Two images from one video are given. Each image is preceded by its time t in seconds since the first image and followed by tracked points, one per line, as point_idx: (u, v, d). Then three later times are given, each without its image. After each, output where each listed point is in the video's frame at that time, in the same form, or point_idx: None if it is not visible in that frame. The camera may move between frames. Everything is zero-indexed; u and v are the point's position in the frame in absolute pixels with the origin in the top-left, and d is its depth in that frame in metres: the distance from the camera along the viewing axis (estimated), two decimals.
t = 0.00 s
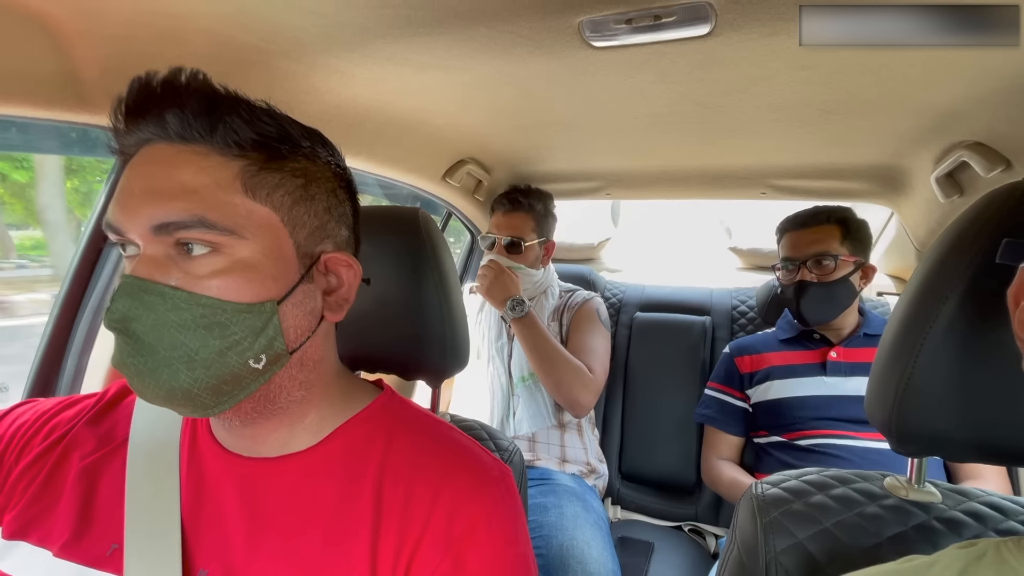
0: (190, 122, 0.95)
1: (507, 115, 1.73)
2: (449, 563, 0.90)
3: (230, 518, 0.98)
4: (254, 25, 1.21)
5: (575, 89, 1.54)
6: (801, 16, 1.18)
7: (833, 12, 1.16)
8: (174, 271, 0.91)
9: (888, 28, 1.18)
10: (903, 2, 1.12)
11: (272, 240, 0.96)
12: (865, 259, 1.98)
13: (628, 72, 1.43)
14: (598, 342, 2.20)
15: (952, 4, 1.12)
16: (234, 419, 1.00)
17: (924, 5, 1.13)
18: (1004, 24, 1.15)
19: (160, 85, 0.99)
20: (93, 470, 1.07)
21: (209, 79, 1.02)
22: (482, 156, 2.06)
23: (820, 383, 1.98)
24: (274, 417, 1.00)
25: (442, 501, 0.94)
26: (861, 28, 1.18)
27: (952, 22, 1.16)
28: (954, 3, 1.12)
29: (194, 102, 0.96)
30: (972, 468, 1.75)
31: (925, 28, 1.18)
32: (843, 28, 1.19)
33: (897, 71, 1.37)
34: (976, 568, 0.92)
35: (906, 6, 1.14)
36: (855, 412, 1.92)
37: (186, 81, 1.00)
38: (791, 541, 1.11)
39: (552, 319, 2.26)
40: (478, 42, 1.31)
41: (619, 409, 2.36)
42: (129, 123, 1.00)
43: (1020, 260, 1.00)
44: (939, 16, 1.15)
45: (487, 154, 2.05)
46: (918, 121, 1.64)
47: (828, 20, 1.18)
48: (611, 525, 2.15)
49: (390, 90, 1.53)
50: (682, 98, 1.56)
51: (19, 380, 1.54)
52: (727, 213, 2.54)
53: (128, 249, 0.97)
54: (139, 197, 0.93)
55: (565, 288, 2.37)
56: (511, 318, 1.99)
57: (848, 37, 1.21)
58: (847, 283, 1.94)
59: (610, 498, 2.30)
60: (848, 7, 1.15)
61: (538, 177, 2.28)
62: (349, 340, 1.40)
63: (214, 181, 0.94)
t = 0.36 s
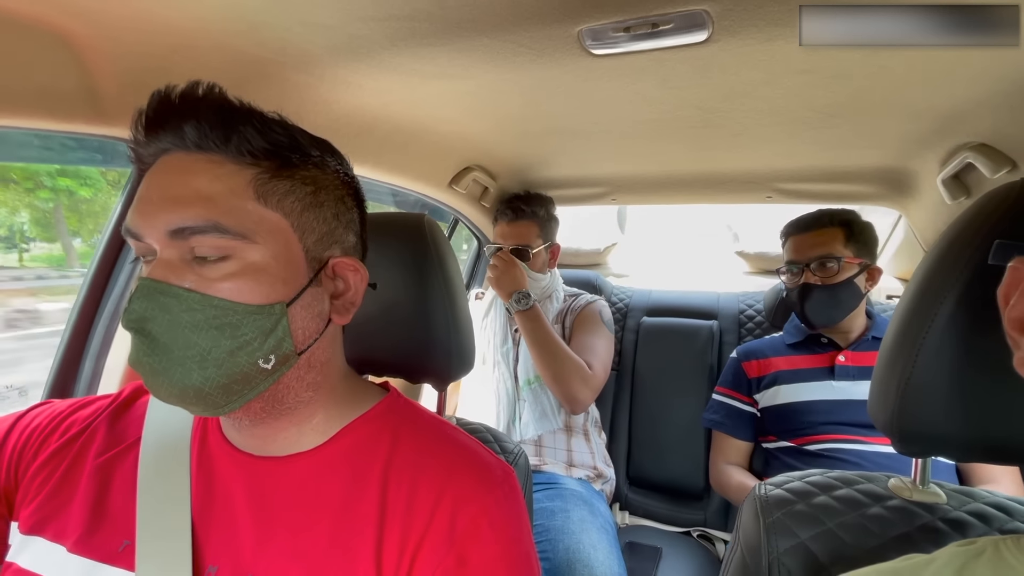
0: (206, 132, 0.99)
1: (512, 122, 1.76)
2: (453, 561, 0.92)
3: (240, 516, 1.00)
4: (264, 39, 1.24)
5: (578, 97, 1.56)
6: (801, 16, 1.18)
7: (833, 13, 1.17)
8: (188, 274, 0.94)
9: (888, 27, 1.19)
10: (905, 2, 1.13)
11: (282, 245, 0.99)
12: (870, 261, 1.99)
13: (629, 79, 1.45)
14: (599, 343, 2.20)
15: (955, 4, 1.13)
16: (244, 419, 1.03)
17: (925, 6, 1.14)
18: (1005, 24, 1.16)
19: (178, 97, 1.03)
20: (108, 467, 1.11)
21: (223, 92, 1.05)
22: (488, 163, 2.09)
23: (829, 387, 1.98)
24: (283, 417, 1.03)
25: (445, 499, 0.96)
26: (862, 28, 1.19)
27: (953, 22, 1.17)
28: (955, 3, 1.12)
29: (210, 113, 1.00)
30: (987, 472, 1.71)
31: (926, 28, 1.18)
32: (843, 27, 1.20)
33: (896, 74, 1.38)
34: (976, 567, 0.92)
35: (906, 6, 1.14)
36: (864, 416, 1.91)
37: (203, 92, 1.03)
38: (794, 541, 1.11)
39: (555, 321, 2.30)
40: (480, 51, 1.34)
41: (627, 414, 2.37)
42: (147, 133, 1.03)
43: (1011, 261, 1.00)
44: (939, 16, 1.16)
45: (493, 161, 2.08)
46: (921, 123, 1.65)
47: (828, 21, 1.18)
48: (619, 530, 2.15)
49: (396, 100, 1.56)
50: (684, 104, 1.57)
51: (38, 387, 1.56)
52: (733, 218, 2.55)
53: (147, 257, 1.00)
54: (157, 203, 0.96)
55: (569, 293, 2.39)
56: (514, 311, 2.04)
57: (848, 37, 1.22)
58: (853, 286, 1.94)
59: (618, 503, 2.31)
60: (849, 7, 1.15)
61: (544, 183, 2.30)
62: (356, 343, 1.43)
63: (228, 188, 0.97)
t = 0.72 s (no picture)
0: (212, 147, 1.04)
1: (513, 131, 1.80)
2: (452, 558, 0.95)
3: (247, 515, 1.04)
4: (269, 56, 1.29)
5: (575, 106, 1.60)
6: (801, 16, 1.19)
7: (833, 12, 1.17)
8: (196, 282, 0.98)
9: (888, 27, 1.20)
10: (905, 2, 1.14)
11: (286, 252, 1.03)
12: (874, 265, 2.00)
13: (623, 89, 1.48)
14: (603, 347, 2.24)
15: (955, 4, 1.14)
16: (251, 421, 1.07)
17: (926, 7, 1.15)
18: (1006, 24, 1.18)
19: (186, 113, 1.08)
20: (122, 467, 1.15)
21: (230, 107, 1.10)
22: (491, 172, 2.13)
23: (833, 392, 1.99)
24: (288, 419, 1.06)
25: (446, 500, 0.99)
26: (863, 28, 1.20)
27: (952, 22, 1.19)
28: (954, 3, 1.14)
29: (216, 128, 1.05)
30: (990, 473, 1.72)
31: (926, 28, 1.20)
32: (843, 27, 1.21)
33: (887, 79, 1.41)
34: (964, 564, 0.93)
35: (905, 7, 1.15)
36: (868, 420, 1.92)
37: (210, 108, 1.08)
38: (788, 539, 1.13)
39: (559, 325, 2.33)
40: (478, 64, 1.38)
41: (631, 419, 2.39)
42: (158, 148, 1.08)
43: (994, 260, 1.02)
44: (940, 16, 1.17)
45: (495, 169, 2.12)
46: (917, 127, 1.67)
47: (829, 21, 1.20)
48: (624, 535, 2.17)
49: (398, 111, 1.61)
50: (680, 111, 1.61)
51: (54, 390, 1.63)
52: (735, 223, 2.57)
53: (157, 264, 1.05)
54: (166, 215, 1.00)
55: (573, 300, 2.42)
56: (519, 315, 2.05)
57: (848, 37, 1.23)
58: (855, 289, 1.95)
59: (623, 508, 2.32)
60: (849, 7, 1.16)
61: (548, 191, 2.34)
62: (361, 348, 1.45)
63: (234, 199, 1.02)
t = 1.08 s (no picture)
0: (212, 143, 1.01)
1: (518, 128, 1.78)
2: (458, 564, 0.93)
3: (249, 519, 1.02)
4: (272, 50, 1.27)
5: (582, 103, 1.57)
6: (801, 16, 1.17)
7: (833, 12, 1.16)
8: (198, 283, 0.96)
9: (888, 27, 1.18)
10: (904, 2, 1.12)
11: (289, 253, 1.01)
12: (879, 265, 1.99)
13: (632, 86, 1.46)
14: (613, 350, 2.25)
15: (954, 5, 1.12)
16: (253, 424, 1.05)
17: (924, 6, 1.13)
18: (1005, 23, 1.16)
19: (184, 108, 1.05)
20: (122, 470, 1.13)
21: (229, 102, 1.08)
22: (494, 169, 2.11)
23: (838, 393, 1.97)
24: (291, 423, 1.04)
25: (451, 502, 0.98)
26: (862, 28, 1.18)
27: (952, 22, 1.16)
28: (954, 3, 1.12)
29: (215, 125, 1.02)
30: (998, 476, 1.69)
31: (926, 28, 1.18)
32: (843, 27, 1.19)
33: (900, 77, 1.39)
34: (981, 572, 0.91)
35: (905, 6, 1.13)
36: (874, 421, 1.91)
37: (208, 103, 1.06)
38: (800, 545, 1.11)
39: (567, 332, 2.31)
40: (484, 60, 1.36)
41: (634, 419, 2.37)
42: (155, 143, 1.05)
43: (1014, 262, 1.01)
44: (938, 16, 1.15)
45: (498, 167, 2.09)
46: (928, 126, 1.65)
47: (828, 20, 1.18)
48: (627, 536, 2.15)
49: (402, 108, 1.58)
50: (688, 109, 1.58)
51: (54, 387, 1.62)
52: (739, 221, 2.55)
53: (156, 264, 1.02)
54: (166, 214, 0.98)
55: (577, 299, 2.40)
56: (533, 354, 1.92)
57: (848, 36, 1.21)
58: (861, 290, 1.93)
59: (626, 509, 2.31)
60: (848, 7, 1.15)
61: (551, 188, 2.31)
62: (364, 348, 1.44)
63: (235, 198, 0.99)
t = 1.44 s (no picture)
0: (192, 135, 1.01)
1: (512, 126, 1.77)
2: (450, 567, 0.93)
3: (241, 520, 1.02)
4: (263, 49, 1.26)
5: (577, 100, 1.57)
6: (801, 15, 1.18)
7: (833, 12, 1.16)
8: (177, 275, 0.95)
9: (889, 27, 1.16)
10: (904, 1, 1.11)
11: (271, 244, 1.00)
12: (876, 261, 1.98)
13: (627, 83, 1.45)
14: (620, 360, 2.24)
15: (954, 4, 1.11)
16: (239, 421, 1.04)
17: (928, 6, 1.12)
18: (1006, 24, 1.15)
19: (166, 101, 1.05)
20: (114, 477, 1.13)
21: (212, 95, 1.08)
22: (489, 166, 2.10)
23: (834, 389, 1.97)
24: (278, 421, 1.04)
25: (443, 504, 0.97)
26: (863, 29, 1.17)
27: (953, 22, 1.15)
28: (954, 3, 1.11)
29: (196, 116, 1.02)
30: (990, 472, 1.71)
31: (926, 28, 1.17)
32: (843, 27, 1.18)
33: (895, 75, 1.38)
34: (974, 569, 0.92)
35: (906, 7, 1.12)
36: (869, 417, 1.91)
37: (189, 97, 1.06)
38: (794, 544, 1.11)
39: (574, 336, 2.28)
40: (477, 57, 1.35)
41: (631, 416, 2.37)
42: (138, 138, 1.06)
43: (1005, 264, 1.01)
44: (939, 16, 1.14)
45: (494, 164, 2.09)
46: (923, 123, 1.65)
47: (828, 20, 1.18)
48: (624, 533, 2.15)
49: (396, 106, 1.57)
50: (683, 106, 1.58)
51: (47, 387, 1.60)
52: (735, 218, 2.55)
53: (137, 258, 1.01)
54: (147, 206, 0.98)
55: (582, 302, 2.39)
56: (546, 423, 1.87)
57: (849, 37, 1.20)
58: (857, 286, 1.93)
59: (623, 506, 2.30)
60: (848, 7, 1.14)
61: (546, 185, 2.31)
62: (358, 348, 1.43)
63: (216, 189, 0.99)
